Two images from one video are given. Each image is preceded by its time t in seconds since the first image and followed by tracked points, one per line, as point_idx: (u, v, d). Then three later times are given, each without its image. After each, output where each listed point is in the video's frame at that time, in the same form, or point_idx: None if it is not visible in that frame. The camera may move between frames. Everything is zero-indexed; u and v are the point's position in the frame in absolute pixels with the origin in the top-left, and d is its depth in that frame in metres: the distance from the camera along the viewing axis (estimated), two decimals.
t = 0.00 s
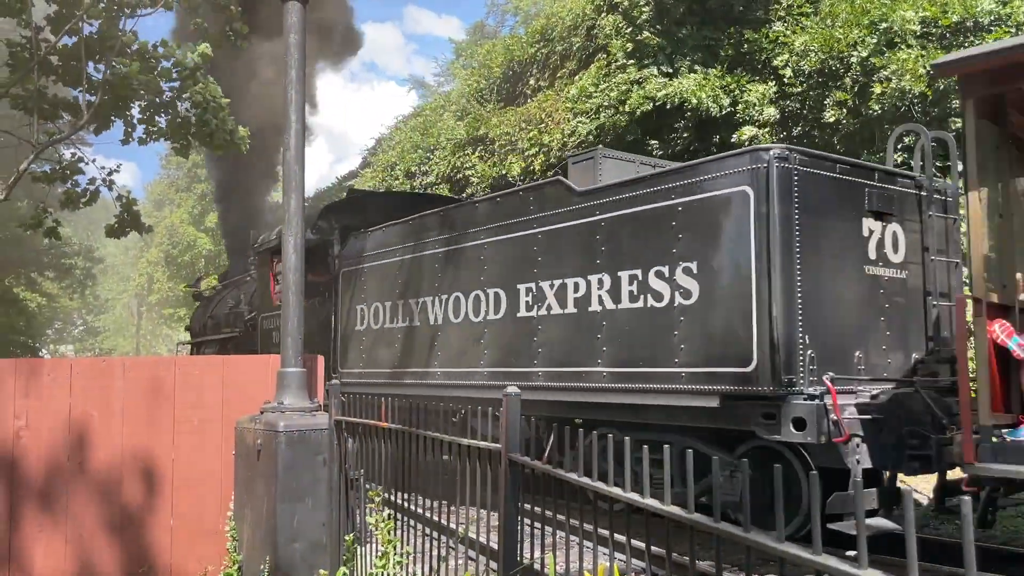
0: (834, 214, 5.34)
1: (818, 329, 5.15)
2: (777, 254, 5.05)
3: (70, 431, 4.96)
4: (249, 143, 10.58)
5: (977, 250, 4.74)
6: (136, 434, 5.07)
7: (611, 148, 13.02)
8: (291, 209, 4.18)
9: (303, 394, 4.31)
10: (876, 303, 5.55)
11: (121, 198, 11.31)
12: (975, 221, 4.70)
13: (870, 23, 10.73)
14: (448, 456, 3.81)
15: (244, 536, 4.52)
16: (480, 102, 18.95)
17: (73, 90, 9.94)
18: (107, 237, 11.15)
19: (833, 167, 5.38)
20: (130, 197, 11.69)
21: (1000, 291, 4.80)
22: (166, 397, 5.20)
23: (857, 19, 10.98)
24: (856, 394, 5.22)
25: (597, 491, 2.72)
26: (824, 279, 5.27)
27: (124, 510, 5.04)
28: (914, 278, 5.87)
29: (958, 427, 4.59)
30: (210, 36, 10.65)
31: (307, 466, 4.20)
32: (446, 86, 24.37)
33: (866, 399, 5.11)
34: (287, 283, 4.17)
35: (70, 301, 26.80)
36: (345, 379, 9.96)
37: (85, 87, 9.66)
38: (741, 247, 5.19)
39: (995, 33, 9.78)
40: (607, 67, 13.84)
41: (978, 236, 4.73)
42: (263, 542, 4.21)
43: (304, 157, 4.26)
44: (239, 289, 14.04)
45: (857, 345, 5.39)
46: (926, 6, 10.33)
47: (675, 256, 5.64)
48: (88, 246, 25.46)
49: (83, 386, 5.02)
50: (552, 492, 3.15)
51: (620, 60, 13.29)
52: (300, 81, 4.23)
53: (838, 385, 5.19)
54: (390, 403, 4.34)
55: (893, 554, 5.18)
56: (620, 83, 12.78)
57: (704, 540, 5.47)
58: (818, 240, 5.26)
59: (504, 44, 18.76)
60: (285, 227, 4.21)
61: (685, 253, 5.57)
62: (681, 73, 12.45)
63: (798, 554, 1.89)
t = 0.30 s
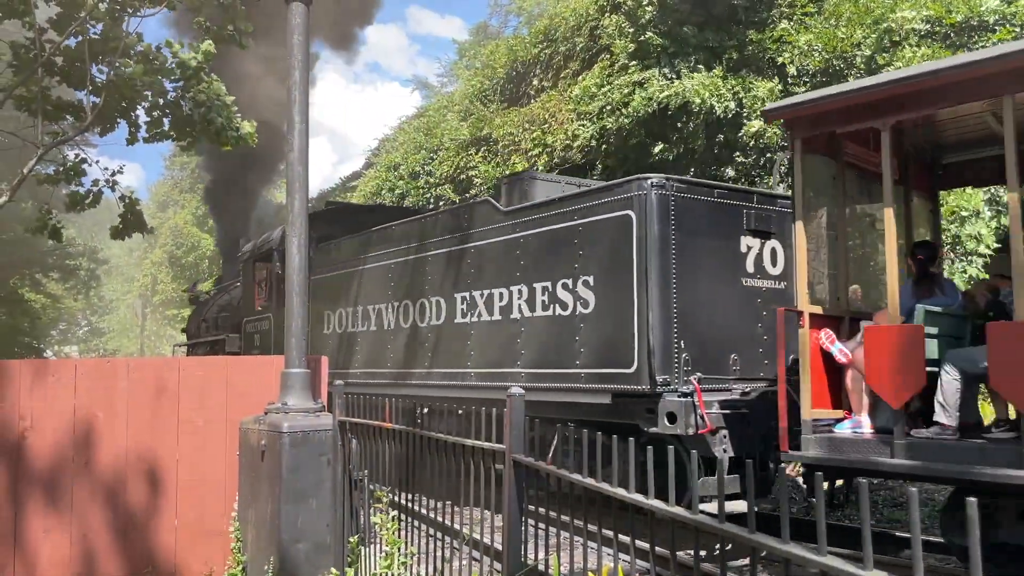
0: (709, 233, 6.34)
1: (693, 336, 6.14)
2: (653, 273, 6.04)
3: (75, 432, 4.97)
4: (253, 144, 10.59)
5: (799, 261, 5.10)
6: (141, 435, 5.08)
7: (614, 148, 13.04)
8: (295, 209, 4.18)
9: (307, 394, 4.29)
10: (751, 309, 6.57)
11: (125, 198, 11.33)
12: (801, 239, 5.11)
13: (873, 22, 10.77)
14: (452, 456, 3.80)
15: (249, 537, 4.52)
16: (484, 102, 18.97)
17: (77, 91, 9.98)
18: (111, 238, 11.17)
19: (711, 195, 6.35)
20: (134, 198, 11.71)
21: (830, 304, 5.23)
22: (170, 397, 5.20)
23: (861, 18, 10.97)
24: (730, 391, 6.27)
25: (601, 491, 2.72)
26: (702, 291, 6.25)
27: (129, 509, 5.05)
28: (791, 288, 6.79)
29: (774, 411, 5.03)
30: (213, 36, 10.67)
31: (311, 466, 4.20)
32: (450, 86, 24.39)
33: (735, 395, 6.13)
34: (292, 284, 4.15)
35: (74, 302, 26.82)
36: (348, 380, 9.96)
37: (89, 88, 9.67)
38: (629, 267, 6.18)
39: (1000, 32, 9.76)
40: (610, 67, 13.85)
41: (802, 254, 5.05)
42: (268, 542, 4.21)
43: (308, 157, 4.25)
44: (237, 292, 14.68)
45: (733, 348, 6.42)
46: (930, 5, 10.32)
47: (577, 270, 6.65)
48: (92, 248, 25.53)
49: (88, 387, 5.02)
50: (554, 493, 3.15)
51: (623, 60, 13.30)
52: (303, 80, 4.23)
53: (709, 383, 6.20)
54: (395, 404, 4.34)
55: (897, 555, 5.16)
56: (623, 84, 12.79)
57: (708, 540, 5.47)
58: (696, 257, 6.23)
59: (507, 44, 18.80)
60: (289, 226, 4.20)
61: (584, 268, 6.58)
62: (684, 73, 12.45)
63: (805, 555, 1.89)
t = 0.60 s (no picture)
0: (613, 247, 7.15)
1: (597, 340, 6.96)
2: (560, 282, 6.85)
3: (79, 431, 4.98)
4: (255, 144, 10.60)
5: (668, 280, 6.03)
6: (143, 435, 5.09)
7: (617, 149, 13.04)
8: (298, 210, 4.18)
9: (311, 395, 4.29)
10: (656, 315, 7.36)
11: (127, 198, 11.34)
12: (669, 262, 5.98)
13: (876, 23, 10.75)
14: (455, 458, 3.81)
15: (252, 537, 4.53)
16: (487, 103, 18.98)
17: (81, 91, 10.00)
18: (113, 238, 11.18)
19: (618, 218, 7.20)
20: (137, 198, 11.73)
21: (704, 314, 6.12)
22: (174, 398, 5.21)
23: (864, 18, 10.95)
24: (632, 390, 7.06)
25: (603, 491, 2.72)
26: (606, 300, 7.08)
27: (132, 508, 5.06)
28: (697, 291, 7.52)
29: (649, 408, 5.81)
30: (216, 38, 10.69)
31: (314, 467, 4.20)
32: (453, 87, 24.44)
33: (635, 393, 6.92)
34: (294, 284, 4.15)
35: (77, 302, 26.84)
36: (351, 380, 9.96)
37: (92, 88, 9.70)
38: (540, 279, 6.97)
39: (1003, 32, 9.74)
40: (613, 68, 13.85)
41: (673, 273, 5.80)
42: (272, 542, 4.22)
43: (311, 157, 4.25)
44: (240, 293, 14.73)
45: (636, 351, 7.20)
46: (934, 5, 10.29)
47: (501, 282, 7.44)
48: (96, 249, 25.58)
49: (92, 387, 5.03)
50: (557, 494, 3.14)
51: (625, 61, 13.32)
52: (307, 82, 4.24)
53: (611, 382, 6.98)
54: (399, 404, 4.33)
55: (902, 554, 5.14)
56: (625, 85, 12.80)
57: (711, 540, 5.46)
58: (600, 270, 7.07)
59: (510, 45, 18.80)
60: (293, 228, 4.20)
61: (505, 279, 7.41)
62: (687, 73, 12.45)
63: (806, 555, 1.89)
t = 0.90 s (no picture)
0: (535, 257, 8.02)
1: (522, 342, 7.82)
2: (489, 289, 7.70)
3: (81, 431, 4.99)
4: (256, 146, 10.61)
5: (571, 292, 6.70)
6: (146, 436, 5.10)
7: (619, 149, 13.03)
8: (300, 211, 4.17)
9: (313, 395, 4.29)
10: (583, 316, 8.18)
11: (130, 199, 11.34)
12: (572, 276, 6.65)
13: (879, 22, 10.73)
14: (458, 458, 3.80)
15: (256, 537, 4.53)
16: (489, 103, 19.01)
17: (83, 92, 10.01)
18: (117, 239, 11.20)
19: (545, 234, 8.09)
20: (139, 199, 11.74)
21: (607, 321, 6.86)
22: (177, 399, 5.22)
23: (866, 17, 10.94)
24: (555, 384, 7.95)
25: (607, 491, 2.72)
26: (531, 304, 7.95)
27: (135, 509, 5.06)
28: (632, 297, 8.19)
29: (552, 406, 6.43)
30: (218, 39, 10.70)
31: (317, 467, 4.19)
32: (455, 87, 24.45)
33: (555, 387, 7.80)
34: (298, 285, 4.15)
35: (80, 303, 26.86)
36: (354, 380, 9.95)
37: (94, 89, 9.72)
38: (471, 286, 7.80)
39: (1005, 31, 9.72)
40: (615, 68, 13.84)
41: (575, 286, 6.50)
42: (275, 542, 4.22)
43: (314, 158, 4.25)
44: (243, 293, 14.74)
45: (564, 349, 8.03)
46: (936, 4, 10.27)
47: (440, 289, 8.29)
48: (100, 250, 25.61)
49: (95, 388, 5.04)
50: (557, 493, 3.12)
51: (627, 61, 13.32)
52: (309, 82, 4.23)
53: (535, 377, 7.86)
54: (401, 404, 4.33)
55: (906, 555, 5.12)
56: (628, 85, 12.80)
57: (714, 539, 5.45)
58: (524, 277, 7.93)
59: (512, 45, 18.80)
60: (294, 228, 4.19)
61: (445, 286, 8.23)
62: (689, 73, 12.45)
63: (810, 556, 1.88)
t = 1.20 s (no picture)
0: (476, 268, 8.86)
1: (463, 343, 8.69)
2: (431, 297, 8.58)
3: (84, 431, 5.00)
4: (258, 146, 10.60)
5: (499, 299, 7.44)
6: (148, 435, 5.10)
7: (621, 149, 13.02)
8: (303, 211, 4.16)
9: (316, 395, 4.29)
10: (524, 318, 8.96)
11: (132, 198, 11.35)
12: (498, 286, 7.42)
13: (881, 22, 10.72)
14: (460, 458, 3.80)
15: (258, 537, 4.53)
16: (491, 103, 19.01)
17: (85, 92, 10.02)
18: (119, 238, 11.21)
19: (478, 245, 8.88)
20: (141, 199, 11.75)
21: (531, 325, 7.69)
22: (179, 399, 5.22)
23: (869, 17, 10.92)
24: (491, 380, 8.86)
25: (609, 491, 2.72)
26: (472, 309, 8.80)
27: (137, 509, 5.06)
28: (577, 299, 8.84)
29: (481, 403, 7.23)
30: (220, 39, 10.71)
31: (319, 468, 4.19)
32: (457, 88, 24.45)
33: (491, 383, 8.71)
34: (300, 285, 4.16)
35: (83, 303, 26.88)
36: (356, 380, 9.95)
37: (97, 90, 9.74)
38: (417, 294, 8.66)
39: (1008, 31, 9.70)
40: (617, 68, 13.84)
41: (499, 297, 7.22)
42: (277, 542, 4.22)
43: (316, 158, 4.26)
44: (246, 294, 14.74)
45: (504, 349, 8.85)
46: (938, 5, 10.26)
47: (394, 296, 9.15)
48: (102, 251, 25.65)
49: (97, 389, 5.04)
50: (559, 493, 3.11)
51: (629, 61, 13.31)
52: (311, 82, 4.23)
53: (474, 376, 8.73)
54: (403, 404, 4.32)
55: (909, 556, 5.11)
56: (630, 85, 12.79)
57: (717, 540, 5.45)
58: (465, 285, 8.80)
59: (514, 45, 18.80)
60: (297, 228, 4.19)
61: (399, 292, 9.05)
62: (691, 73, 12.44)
63: (814, 556, 1.88)
